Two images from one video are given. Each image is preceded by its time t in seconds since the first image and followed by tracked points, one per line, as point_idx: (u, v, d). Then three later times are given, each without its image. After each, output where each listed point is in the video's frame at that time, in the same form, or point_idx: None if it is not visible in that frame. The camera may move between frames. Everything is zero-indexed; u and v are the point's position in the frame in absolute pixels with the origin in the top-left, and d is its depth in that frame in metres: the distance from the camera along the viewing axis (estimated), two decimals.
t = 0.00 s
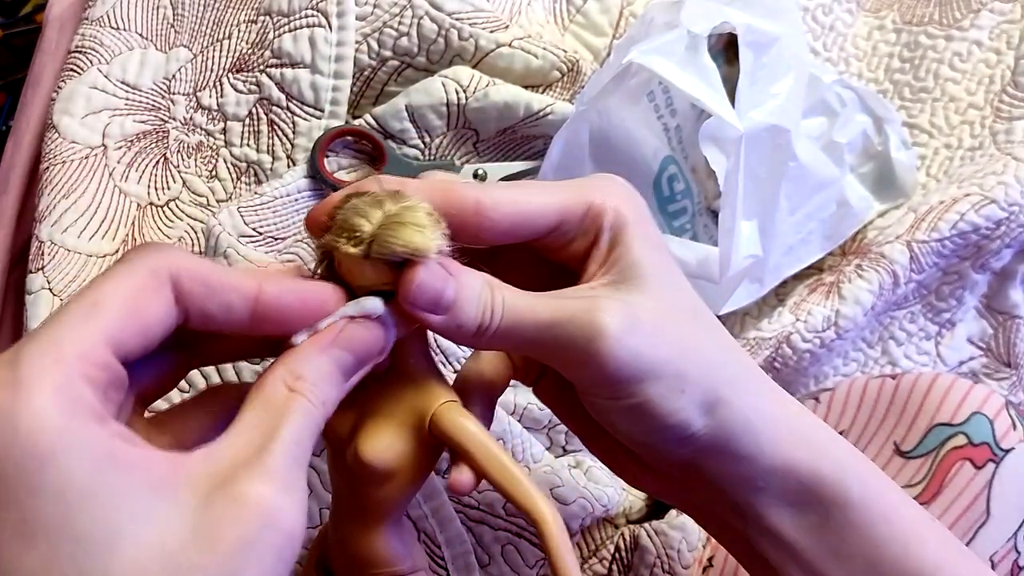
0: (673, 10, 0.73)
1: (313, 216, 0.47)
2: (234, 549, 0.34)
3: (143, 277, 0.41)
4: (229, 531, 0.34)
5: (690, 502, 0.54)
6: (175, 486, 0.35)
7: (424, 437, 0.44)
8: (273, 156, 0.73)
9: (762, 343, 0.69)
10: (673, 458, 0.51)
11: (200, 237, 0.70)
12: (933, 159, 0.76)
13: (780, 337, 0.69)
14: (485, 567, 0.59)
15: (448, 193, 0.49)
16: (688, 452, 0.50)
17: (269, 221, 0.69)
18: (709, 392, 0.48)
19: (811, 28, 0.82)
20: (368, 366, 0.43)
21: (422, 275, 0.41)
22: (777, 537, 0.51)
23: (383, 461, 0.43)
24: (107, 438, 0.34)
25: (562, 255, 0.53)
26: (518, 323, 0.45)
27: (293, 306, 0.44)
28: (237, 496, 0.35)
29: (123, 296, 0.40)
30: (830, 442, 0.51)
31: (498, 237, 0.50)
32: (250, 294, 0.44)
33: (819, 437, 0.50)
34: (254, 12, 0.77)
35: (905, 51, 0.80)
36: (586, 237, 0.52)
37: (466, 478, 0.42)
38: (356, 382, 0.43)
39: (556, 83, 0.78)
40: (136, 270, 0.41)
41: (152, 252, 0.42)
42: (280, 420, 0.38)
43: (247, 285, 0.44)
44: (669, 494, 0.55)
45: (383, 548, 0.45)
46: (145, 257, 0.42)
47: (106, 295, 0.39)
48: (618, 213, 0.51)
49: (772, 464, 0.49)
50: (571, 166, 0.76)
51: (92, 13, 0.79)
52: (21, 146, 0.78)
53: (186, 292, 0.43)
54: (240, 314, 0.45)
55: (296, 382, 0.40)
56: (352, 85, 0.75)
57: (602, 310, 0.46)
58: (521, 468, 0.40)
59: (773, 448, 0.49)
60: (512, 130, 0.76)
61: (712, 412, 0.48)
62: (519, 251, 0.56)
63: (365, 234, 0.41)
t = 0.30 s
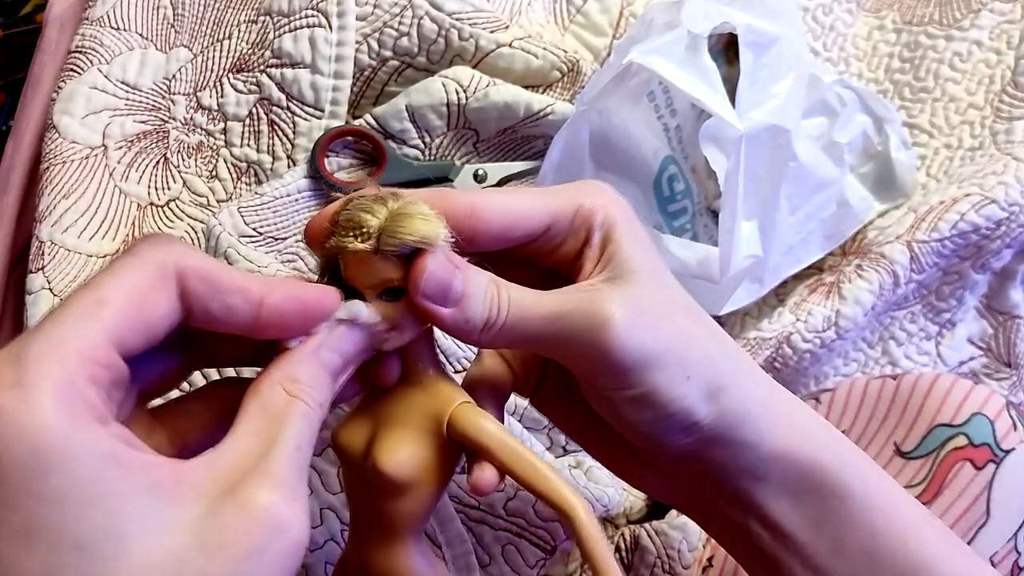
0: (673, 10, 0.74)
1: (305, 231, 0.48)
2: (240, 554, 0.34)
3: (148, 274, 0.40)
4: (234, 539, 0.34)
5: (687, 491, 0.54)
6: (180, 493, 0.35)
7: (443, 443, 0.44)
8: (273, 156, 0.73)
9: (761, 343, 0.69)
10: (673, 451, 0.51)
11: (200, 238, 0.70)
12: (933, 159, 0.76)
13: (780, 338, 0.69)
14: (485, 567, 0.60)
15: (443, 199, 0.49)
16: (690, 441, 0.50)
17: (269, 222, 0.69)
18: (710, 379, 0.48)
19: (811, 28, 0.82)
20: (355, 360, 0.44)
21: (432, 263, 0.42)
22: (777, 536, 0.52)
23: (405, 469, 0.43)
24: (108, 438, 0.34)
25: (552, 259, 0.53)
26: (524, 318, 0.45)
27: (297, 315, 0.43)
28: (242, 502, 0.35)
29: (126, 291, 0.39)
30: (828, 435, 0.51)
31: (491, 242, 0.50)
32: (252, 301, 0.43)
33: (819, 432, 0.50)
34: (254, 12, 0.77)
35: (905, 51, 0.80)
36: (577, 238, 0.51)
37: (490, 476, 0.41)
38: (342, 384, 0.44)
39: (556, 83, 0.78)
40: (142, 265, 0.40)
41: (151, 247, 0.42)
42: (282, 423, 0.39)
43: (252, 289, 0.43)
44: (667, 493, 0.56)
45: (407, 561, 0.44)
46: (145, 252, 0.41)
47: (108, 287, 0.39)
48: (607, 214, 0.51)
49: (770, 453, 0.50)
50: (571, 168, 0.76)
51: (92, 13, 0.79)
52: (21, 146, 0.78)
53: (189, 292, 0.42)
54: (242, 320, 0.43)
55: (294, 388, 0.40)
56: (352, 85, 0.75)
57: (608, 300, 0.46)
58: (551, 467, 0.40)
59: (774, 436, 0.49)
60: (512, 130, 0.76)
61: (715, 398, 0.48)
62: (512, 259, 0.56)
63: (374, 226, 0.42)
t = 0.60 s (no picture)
0: (673, 11, 0.74)
1: (300, 232, 0.49)
2: (221, 561, 0.35)
3: (145, 282, 0.38)
4: (213, 544, 0.35)
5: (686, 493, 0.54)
6: (164, 493, 0.35)
7: (443, 446, 0.44)
8: (273, 156, 0.73)
9: (762, 343, 0.69)
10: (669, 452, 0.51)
11: (200, 238, 0.70)
12: (933, 159, 0.76)
13: (780, 337, 0.69)
14: (485, 568, 0.59)
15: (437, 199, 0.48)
16: (689, 441, 0.50)
17: (269, 221, 0.69)
18: (710, 379, 0.48)
19: (811, 28, 0.82)
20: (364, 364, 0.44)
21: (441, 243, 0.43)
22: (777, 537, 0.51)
23: (405, 470, 0.43)
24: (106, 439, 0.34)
25: (544, 264, 0.52)
26: (529, 313, 0.45)
27: (310, 310, 0.42)
28: (223, 508, 0.35)
29: (122, 306, 0.37)
30: (819, 436, 0.51)
31: (483, 244, 0.49)
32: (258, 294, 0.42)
33: (810, 428, 0.51)
34: (254, 12, 0.77)
35: (905, 51, 0.80)
36: (571, 240, 0.51)
37: (492, 479, 0.41)
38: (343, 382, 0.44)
39: (556, 83, 0.78)
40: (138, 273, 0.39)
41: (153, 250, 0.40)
42: (272, 420, 0.39)
43: (258, 280, 0.42)
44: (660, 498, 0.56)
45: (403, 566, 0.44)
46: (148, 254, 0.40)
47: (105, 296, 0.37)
48: (598, 217, 0.51)
49: (767, 451, 0.50)
50: (570, 167, 0.76)
51: (92, 14, 0.79)
52: (21, 146, 0.78)
53: (193, 296, 0.40)
54: (249, 311, 0.42)
55: (289, 381, 0.41)
56: (352, 85, 0.75)
57: (609, 296, 0.46)
58: (552, 467, 0.40)
59: (768, 441, 0.50)
60: (512, 130, 0.76)
61: (714, 396, 0.49)
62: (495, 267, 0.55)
63: (379, 209, 0.44)
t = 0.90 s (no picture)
0: (673, 11, 0.74)
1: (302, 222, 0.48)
2: (235, 555, 0.35)
3: (154, 287, 0.38)
4: (228, 538, 0.35)
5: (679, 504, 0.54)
6: (178, 488, 0.35)
7: (427, 440, 0.44)
8: (273, 156, 0.73)
9: (762, 343, 0.69)
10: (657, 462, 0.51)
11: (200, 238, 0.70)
12: (933, 159, 0.76)
13: (780, 337, 0.69)
14: (485, 567, 0.60)
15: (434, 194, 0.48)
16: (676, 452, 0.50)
17: (269, 222, 0.69)
18: (698, 389, 0.48)
19: (811, 28, 0.82)
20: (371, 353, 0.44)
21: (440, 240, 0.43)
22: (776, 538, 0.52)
23: (386, 459, 0.43)
24: (108, 437, 0.34)
25: (540, 267, 0.52)
26: (518, 314, 0.45)
27: (317, 299, 0.42)
28: (234, 502, 0.36)
29: (135, 316, 0.37)
30: (810, 446, 0.52)
31: (481, 245, 0.49)
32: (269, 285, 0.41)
33: (800, 441, 0.51)
34: (254, 12, 0.77)
35: (905, 51, 0.80)
36: (569, 244, 0.51)
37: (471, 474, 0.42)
38: (348, 371, 0.44)
39: (556, 83, 0.78)
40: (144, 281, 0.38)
41: (162, 254, 0.39)
42: (280, 413, 0.39)
43: (266, 271, 0.41)
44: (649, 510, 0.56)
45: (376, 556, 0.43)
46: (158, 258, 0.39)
47: (117, 304, 0.36)
48: (597, 222, 0.51)
49: (756, 462, 0.50)
50: (569, 170, 0.76)
51: (92, 13, 0.79)
52: (21, 146, 0.78)
53: (205, 295, 0.40)
54: (259, 302, 0.42)
55: (295, 372, 0.41)
56: (352, 85, 0.75)
57: (601, 302, 0.46)
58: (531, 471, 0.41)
59: (757, 449, 0.50)
60: (512, 130, 0.76)
61: (700, 406, 0.49)
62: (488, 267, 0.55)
63: (379, 202, 0.43)
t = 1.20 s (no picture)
0: (673, 11, 0.74)
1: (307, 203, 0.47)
2: (238, 551, 0.34)
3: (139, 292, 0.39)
4: (227, 535, 0.34)
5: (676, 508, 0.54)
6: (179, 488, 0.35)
7: (417, 433, 0.43)
8: (273, 156, 0.73)
9: (762, 344, 0.69)
10: (653, 467, 0.52)
11: (200, 238, 0.70)
12: (933, 159, 0.76)
13: (780, 338, 0.69)
14: (485, 568, 0.60)
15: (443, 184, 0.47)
16: (671, 456, 0.50)
17: (269, 222, 0.69)
18: (695, 395, 0.49)
19: (811, 28, 0.82)
20: (380, 349, 0.41)
21: (438, 234, 0.42)
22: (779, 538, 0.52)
23: (375, 448, 0.42)
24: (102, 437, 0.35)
25: (548, 263, 0.52)
26: (516, 312, 0.44)
27: (300, 305, 0.40)
28: (236, 499, 0.35)
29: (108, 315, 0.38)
30: (810, 452, 0.52)
31: (491, 237, 0.48)
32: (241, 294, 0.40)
33: (800, 448, 0.51)
34: (254, 12, 0.77)
35: (905, 51, 0.80)
36: (577, 241, 0.51)
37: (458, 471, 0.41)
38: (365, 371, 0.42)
39: (556, 83, 0.78)
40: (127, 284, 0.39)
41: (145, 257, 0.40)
42: (285, 414, 0.38)
43: (245, 286, 0.41)
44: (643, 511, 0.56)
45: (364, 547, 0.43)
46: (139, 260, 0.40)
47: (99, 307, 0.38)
48: (607, 222, 0.51)
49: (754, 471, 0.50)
50: (570, 170, 0.76)
51: (92, 13, 0.79)
52: (21, 147, 0.78)
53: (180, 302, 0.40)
54: (242, 318, 0.41)
55: (302, 372, 0.39)
56: (352, 85, 0.75)
57: (600, 303, 0.46)
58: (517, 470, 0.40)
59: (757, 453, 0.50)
60: (512, 130, 0.76)
61: (696, 414, 0.49)
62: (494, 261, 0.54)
63: (378, 194, 0.42)
